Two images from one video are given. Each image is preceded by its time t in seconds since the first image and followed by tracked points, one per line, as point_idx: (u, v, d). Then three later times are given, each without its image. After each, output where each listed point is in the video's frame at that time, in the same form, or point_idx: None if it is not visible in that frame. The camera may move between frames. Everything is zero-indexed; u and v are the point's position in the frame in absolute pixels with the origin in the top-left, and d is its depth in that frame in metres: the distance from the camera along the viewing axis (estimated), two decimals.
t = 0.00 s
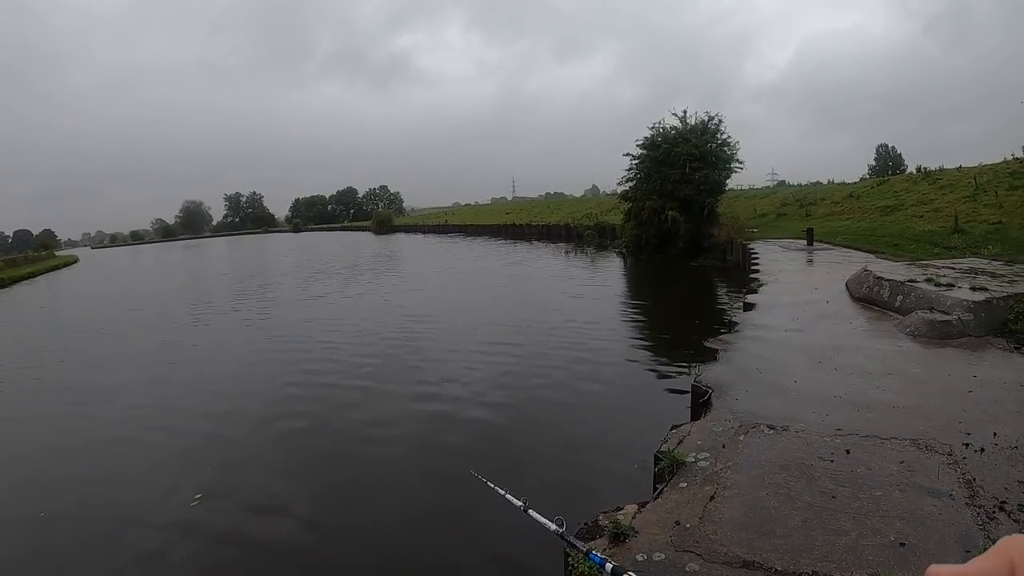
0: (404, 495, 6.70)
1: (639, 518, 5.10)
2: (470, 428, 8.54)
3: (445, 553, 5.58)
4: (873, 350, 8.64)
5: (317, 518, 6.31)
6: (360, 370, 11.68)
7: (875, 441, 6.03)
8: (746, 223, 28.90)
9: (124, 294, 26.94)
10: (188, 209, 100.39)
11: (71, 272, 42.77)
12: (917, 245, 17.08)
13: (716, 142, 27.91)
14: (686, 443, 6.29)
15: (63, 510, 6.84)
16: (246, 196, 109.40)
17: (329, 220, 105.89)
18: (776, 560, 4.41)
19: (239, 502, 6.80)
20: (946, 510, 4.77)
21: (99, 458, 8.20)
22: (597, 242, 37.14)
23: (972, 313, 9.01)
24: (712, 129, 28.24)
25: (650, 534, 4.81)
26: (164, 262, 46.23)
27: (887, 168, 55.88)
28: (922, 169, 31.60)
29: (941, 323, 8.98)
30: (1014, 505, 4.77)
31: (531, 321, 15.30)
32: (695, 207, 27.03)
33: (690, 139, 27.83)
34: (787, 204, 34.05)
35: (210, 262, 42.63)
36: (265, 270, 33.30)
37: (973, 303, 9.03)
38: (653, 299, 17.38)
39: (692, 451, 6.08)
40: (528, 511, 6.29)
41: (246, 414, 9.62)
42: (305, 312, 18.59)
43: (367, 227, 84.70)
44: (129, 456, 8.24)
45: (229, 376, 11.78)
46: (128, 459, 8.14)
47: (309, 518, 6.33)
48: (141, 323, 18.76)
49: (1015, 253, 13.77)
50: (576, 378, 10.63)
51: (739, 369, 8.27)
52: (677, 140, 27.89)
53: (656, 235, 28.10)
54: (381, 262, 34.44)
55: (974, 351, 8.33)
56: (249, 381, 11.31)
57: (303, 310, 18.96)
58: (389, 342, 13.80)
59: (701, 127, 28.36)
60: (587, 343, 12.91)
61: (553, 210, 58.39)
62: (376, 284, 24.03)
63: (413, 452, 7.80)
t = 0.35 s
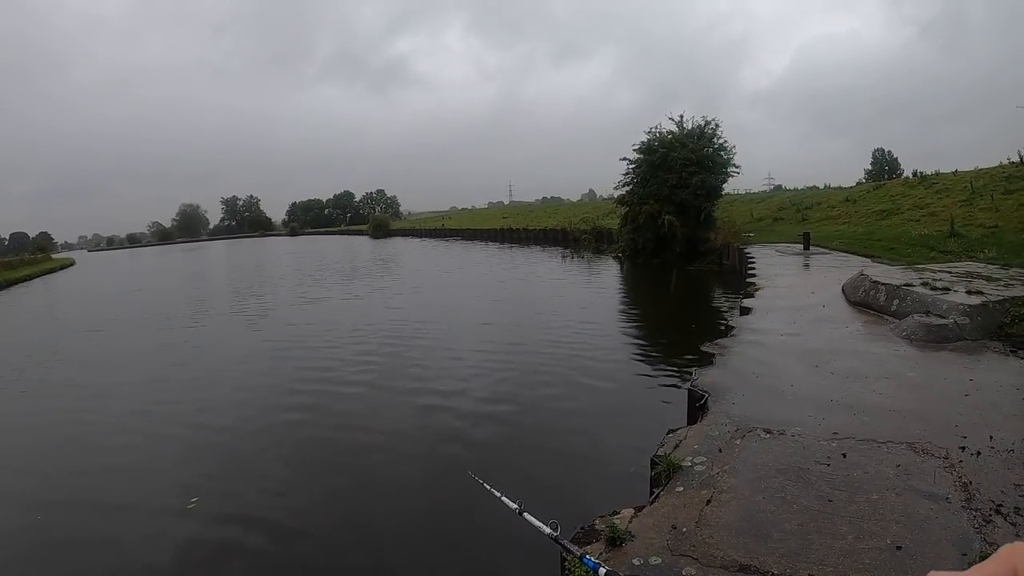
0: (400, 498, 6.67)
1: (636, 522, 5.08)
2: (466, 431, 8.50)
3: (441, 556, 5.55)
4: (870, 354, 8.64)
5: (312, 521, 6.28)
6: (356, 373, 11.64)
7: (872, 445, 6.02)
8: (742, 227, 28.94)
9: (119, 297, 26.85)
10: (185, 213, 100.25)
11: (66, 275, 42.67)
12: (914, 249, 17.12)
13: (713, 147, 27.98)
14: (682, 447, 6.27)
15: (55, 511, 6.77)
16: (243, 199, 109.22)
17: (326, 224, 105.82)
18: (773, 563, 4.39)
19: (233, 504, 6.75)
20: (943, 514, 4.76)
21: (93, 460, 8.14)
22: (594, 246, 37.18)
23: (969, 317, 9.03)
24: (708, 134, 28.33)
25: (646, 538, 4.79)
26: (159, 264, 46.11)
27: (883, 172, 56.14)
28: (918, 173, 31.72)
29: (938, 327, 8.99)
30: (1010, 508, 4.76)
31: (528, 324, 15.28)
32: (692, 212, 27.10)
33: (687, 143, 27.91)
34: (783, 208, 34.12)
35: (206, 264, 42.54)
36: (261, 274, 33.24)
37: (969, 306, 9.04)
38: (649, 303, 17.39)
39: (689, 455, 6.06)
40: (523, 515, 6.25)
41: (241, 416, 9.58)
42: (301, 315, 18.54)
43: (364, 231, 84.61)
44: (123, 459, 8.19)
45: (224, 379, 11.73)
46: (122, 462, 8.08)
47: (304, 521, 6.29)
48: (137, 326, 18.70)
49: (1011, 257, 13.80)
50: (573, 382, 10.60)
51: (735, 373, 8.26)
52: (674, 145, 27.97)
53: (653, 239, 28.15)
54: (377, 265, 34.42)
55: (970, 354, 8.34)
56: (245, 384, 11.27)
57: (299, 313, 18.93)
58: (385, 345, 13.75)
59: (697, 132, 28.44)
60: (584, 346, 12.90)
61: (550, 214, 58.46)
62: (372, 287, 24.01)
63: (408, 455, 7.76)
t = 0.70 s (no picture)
0: (399, 507, 6.63)
1: (635, 531, 5.06)
2: (465, 439, 8.49)
3: (440, 564, 5.52)
4: (868, 361, 8.65)
5: (310, 530, 6.24)
6: (355, 380, 11.64)
7: (871, 452, 6.02)
8: (740, 234, 28.99)
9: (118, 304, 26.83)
10: (184, 220, 100.43)
11: (64, 282, 42.64)
12: (912, 255, 17.16)
13: (711, 154, 28.11)
14: (681, 455, 6.26)
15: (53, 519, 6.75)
16: (241, 207, 109.32)
17: (325, 232, 105.96)
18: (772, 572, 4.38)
19: (232, 512, 6.72)
20: (941, 521, 4.75)
21: (91, 468, 8.10)
22: (592, 254, 37.24)
23: (966, 323, 9.05)
24: (706, 141, 28.45)
25: (646, 547, 4.77)
26: (157, 272, 46.06)
27: (880, 178, 56.33)
28: (915, 180, 31.82)
29: (935, 333, 9.01)
30: (1009, 514, 4.75)
31: (526, 332, 15.30)
32: (690, 219, 27.18)
33: (685, 151, 28.02)
34: (781, 215, 34.22)
35: (204, 272, 42.51)
36: (259, 281, 33.25)
37: (967, 313, 9.06)
38: (648, 311, 17.41)
39: (687, 464, 6.05)
40: (521, 523, 6.23)
41: (239, 424, 9.55)
42: (299, 322, 18.53)
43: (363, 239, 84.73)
44: (121, 467, 8.15)
45: (223, 386, 11.71)
46: (119, 470, 8.04)
47: (302, 530, 6.26)
48: (136, 333, 18.69)
49: (1008, 263, 13.84)
50: (571, 389, 10.60)
51: (734, 381, 8.27)
52: (671, 152, 28.09)
53: (651, 247, 28.21)
54: (376, 273, 34.44)
55: (968, 360, 8.36)
56: (244, 392, 11.25)
57: (298, 320, 18.93)
58: (384, 353, 13.74)
59: (694, 139, 28.57)
60: (582, 354, 12.91)
61: (549, 221, 58.60)
62: (371, 295, 24.01)
63: (407, 464, 7.73)
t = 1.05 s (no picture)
0: (400, 509, 6.63)
1: (636, 534, 5.07)
2: (466, 441, 8.48)
3: (440, 565, 5.53)
4: (868, 363, 8.65)
5: (311, 533, 6.24)
6: (355, 383, 11.65)
7: (873, 455, 6.02)
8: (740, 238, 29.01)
9: (119, 306, 26.88)
10: (185, 223, 100.59)
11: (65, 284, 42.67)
12: (912, 258, 17.15)
13: (711, 157, 28.15)
14: (682, 459, 6.26)
15: (54, 520, 6.75)
16: (241, 210, 109.28)
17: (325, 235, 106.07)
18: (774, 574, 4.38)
19: (233, 513, 6.73)
20: (942, 523, 4.75)
21: (92, 469, 8.11)
22: (593, 257, 37.27)
23: (967, 326, 9.05)
24: (706, 144, 28.50)
25: (647, 551, 4.77)
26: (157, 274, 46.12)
27: (880, 181, 56.36)
28: (915, 182, 31.83)
29: (936, 336, 9.01)
30: (1010, 516, 4.75)
31: (527, 335, 15.31)
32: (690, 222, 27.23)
33: (685, 154, 28.08)
34: (782, 218, 34.23)
35: (205, 274, 42.59)
36: (259, 284, 33.29)
37: (968, 315, 9.06)
38: (648, 314, 17.43)
39: (688, 467, 6.05)
40: (519, 525, 6.22)
41: (240, 425, 9.57)
42: (300, 325, 18.56)
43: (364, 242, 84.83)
44: (121, 467, 8.15)
45: (224, 388, 11.73)
46: (120, 470, 8.05)
47: (303, 532, 6.25)
48: (137, 334, 18.72)
49: (1009, 265, 13.84)
50: (572, 392, 10.61)
51: (734, 383, 8.27)
52: (671, 155, 28.15)
53: (652, 250, 28.24)
54: (376, 275, 34.47)
55: (969, 363, 8.36)
56: (245, 394, 11.27)
57: (298, 322, 18.95)
58: (384, 355, 13.76)
59: (695, 143, 28.62)
60: (583, 357, 12.92)
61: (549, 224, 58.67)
62: (371, 297, 24.04)
63: (408, 465, 7.73)
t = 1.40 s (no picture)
0: (401, 505, 6.63)
1: (636, 532, 5.07)
2: (466, 438, 8.48)
3: (442, 562, 5.52)
4: (868, 361, 8.65)
5: (312, 528, 6.23)
6: (355, 381, 11.64)
7: (873, 452, 6.02)
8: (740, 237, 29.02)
9: (118, 305, 26.86)
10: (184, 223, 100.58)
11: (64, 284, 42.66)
12: (912, 256, 17.14)
13: (711, 156, 28.13)
14: (682, 457, 6.26)
15: (54, 517, 6.74)
16: (241, 210, 109.26)
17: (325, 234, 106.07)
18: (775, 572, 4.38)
19: (235, 510, 6.70)
20: (943, 520, 4.75)
21: (92, 466, 8.11)
22: (592, 256, 37.27)
23: (967, 323, 9.05)
24: (706, 142, 28.47)
25: (647, 549, 4.77)
26: (157, 274, 46.11)
27: (880, 180, 56.38)
28: (915, 180, 31.82)
29: (936, 333, 9.01)
30: (1010, 514, 4.76)
31: (527, 333, 15.29)
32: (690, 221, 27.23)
33: (685, 152, 28.05)
34: (782, 216, 34.21)
35: (205, 274, 42.62)
36: (259, 283, 33.28)
37: (968, 313, 9.06)
38: (648, 312, 17.42)
39: (689, 465, 6.05)
40: (520, 522, 6.21)
41: (241, 423, 9.55)
42: (300, 323, 18.56)
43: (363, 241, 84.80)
44: (122, 463, 8.14)
45: (224, 386, 11.72)
46: (120, 467, 8.02)
47: (304, 528, 6.24)
48: (137, 333, 18.71)
49: (1009, 263, 13.82)
50: (573, 390, 10.59)
51: (734, 381, 8.28)
52: (671, 154, 28.12)
53: (652, 249, 28.23)
54: (376, 274, 34.47)
55: (969, 361, 8.36)
56: (245, 392, 11.26)
57: (298, 321, 18.94)
58: (385, 354, 13.75)
59: (694, 141, 28.60)
60: (583, 355, 12.91)
61: (549, 223, 58.70)
62: (371, 296, 24.03)
63: (408, 462, 7.73)
